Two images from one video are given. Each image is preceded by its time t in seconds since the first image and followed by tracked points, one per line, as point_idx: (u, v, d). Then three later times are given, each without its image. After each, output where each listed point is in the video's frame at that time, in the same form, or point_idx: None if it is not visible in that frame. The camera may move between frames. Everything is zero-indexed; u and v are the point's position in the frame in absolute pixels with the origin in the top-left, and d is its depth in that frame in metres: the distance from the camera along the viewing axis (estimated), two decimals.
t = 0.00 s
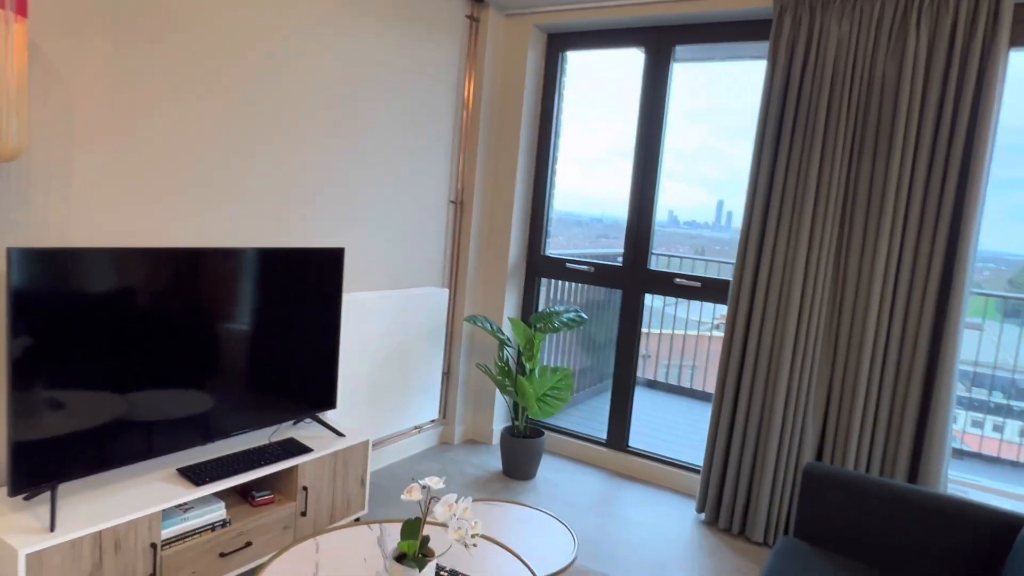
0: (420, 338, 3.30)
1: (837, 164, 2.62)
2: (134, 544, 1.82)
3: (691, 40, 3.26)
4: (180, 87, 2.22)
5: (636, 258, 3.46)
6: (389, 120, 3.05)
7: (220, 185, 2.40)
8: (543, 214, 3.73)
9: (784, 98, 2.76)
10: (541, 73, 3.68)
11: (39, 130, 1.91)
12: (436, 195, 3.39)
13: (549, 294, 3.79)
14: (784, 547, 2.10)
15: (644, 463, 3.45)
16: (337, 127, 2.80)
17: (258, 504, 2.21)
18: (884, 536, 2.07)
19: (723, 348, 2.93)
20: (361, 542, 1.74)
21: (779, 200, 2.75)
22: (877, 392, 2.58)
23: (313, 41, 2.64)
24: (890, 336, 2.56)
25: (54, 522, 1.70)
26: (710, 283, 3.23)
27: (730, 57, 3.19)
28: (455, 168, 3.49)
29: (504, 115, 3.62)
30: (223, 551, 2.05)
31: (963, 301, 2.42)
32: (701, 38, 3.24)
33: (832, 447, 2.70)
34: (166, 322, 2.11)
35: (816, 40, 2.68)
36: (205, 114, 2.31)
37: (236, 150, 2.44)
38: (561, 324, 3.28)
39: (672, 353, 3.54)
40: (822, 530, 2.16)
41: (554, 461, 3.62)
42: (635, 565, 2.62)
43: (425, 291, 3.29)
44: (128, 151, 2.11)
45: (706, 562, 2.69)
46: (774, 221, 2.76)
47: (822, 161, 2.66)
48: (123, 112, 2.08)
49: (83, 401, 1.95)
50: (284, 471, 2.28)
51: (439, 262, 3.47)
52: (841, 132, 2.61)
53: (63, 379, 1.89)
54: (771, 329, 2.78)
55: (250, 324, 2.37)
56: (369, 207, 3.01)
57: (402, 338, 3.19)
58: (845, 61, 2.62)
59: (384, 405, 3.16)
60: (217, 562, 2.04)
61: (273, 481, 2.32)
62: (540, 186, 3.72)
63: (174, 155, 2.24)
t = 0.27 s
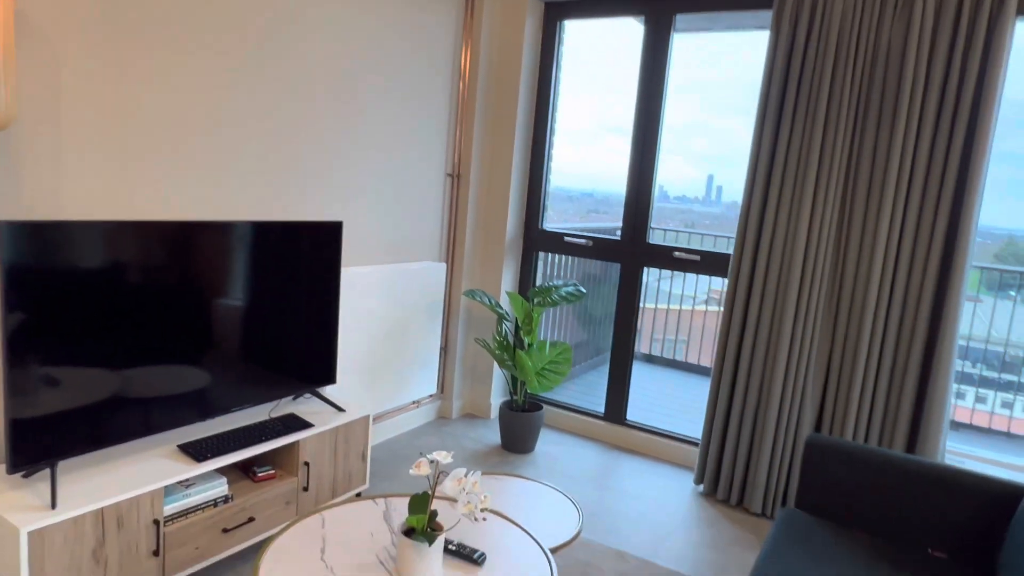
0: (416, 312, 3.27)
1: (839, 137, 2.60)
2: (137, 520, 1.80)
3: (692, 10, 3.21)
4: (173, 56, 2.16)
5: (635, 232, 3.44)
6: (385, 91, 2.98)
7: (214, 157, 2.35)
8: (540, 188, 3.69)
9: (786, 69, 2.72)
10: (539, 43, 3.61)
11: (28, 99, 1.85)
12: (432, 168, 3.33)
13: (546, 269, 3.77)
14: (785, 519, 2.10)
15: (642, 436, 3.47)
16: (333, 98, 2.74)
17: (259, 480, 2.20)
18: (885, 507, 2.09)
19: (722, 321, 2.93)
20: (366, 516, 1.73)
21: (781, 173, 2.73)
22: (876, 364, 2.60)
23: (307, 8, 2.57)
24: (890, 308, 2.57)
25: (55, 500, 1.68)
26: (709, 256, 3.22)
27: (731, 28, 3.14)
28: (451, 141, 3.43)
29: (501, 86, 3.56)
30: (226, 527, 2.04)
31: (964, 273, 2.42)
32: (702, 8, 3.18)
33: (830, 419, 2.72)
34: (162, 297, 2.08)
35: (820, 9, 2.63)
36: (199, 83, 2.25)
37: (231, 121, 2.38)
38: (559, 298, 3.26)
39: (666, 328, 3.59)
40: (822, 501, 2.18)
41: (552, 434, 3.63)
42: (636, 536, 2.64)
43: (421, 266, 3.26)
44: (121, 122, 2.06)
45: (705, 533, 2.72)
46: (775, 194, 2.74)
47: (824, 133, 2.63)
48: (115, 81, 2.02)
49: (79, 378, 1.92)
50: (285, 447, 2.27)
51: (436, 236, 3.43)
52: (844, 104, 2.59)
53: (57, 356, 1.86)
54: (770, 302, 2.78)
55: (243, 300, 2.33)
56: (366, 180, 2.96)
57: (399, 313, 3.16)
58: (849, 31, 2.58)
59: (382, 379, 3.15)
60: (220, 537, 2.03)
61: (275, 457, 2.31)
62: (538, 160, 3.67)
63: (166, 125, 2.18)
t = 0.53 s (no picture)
0: (416, 289, 3.25)
1: (845, 109, 2.57)
2: (142, 497, 1.79)
3: None
4: (167, 25, 2.11)
5: (636, 207, 3.42)
6: (383, 63, 2.93)
7: (212, 130, 2.30)
8: (540, 163, 3.65)
9: (792, 40, 2.67)
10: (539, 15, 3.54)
11: (20, 69, 1.80)
12: (431, 142, 3.29)
13: (546, 244, 3.74)
14: (789, 493, 2.12)
15: (642, 411, 3.48)
16: (331, 70, 2.69)
17: (263, 456, 2.19)
18: (888, 480, 2.10)
19: (725, 296, 2.93)
20: (373, 491, 1.72)
21: (785, 147, 2.70)
22: (878, 338, 2.60)
23: None
24: (894, 282, 2.57)
25: (59, 477, 1.67)
26: (712, 232, 3.20)
27: None
28: (451, 115, 3.39)
29: (501, 59, 3.50)
30: (231, 503, 2.04)
31: (969, 248, 2.42)
32: None
33: (831, 393, 2.74)
34: (161, 272, 2.05)
35: None
36: (195, 54, 2.20)
37: (228, 93, 2.33)
38: (561, 274, 3.25)
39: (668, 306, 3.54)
40: (826, 474, 2.18)
41: (552, 410, 3.64)
42: (638, 511, 2.66)
43: (421, 242, 3.23)
44: (116, 93, 2.01)
45: (706, 507, 2.73)
46: (780, 168, 2.72)
47: (830, 106, 2.61)
48: (110, 51, 1.97)
49: (78, 357, 1.89)
50: (288, 423, 2.26)
51: (436, 211, 3.40)
52: (850, 76, 2.55)
53: (56, 333, 1.83)
54: (774, 277, 2.77)
55: (240, 277, 2.29)
56: (365, 154, 2.92)
57: (398, 289, 3.14)
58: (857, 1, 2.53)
59: (382, 356, 3.14)
60: (225, 513, 2.03)
61: (278, 433, 2.30)
62: (538, 134, 3.62)
63: (162, 96, 2.13)
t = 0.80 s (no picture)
0: (417, 264, 3.23)
1: (854, 81, 2.53)
2: (146, 472, 1.79)
3: None
4: None
5: (639, 181, 3.39)
6: (382, 33, 2.87)
7: (209, 101, 2.26)
8: (542, 136, 3.60)
9: (800, 11, 2.62)
10: None
11: (12, 36, 1.76)
12: (432, 114, 3.24)
13: (548, 219, 3.71)
14: (793, 467, 2.12)
15: (644, 386, 3.48)
16: (329, 40, 2.64)
17: (267, 431, 2.19)
18: (891, 455, 2.11)
19: (728, 271, 2.91)
20: (378, 466, 1.72)
21: (792, 120, 2.67)
22: (883, 313, 2.60)
23: None
24: (899, 257, 2.56)
25: (63, 452, 1.66)
26: (716, 206, 3.18)
27: None
28: (452, 87, 3.33)
29: (502, 30, 3.44)
30: (235, 477, 2.04)
31: (977, 222, 2.41)
32: None
33: (834, 368, 2.74)
34: (161, 246, 2.03)
35: None
36: (190, 22, 2.15)
37: (224, 63, 2.28)
38: (563, 249, 3.22)
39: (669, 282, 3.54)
40: (829, 449, 2.19)
41: (554, 385, 3.64)
42: (640, 485, 2.67)
43: (422, 216, 3.20)
44: (111, 62, 1.97)
45: (707, 481, 2.75)
46: (786, 141, 2.69)
47: (839, 78, 2.57)
48: (103, 18, 1.93)
49: (77, 332, 1.87)
50: (291, 398, 2.25)
51: (437, 185, 3.36)
52: (859, 47, 2.51)
53: (55, 307, 1.81)
54: (778, 252, 2.76)
55: (239, 252, 2.27)
56: (365, 126, 2.88)
57: (399, 264, 3.11)
58: None
59: (383, 331, 3.12)
60: (229, 488, 2.03)
61: (281, 408, 2.29)
62: (540, 107, 3.57)
63: (157, 65, 2.09)
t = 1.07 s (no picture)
0: (420, 233, 3.19)
1: (869, 46, 2.47)
2: (152, 439, 1.78)
3: None
4: None
5: (646, 149, 3.33)
6: None
7: (206, 64, 2.22)
8: (547, 103, 3.54)
9: None
10: None
11: None
12: (435, 80, 3.18)
13: (553, 187, 3.67)
14: (799, 437, 2.12)
15: (648, 356, 3.47)
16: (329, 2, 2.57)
17: (272, 399, 2.18)
18: (898, 425, 2.09)
19: (736, 241, 2.88)
20: (385, 434, 1.71)
21: (804, 86, 2.61)
22: (892, 283, 2.58)
23: None
24: (910, 226, 2.53)
25: (69, 419, 1.65)
26: (723, 174, 3.14)
27: None
28: (455, 52, 3.26)
29: None
30: (241, 445, 2.03)
31: (990, 191, 2.38)
32: None
33: (841, 337, 2.73)
34: (161, 212, 1.99)
35: None
36: None
37: (221, 24, 2.24)
38: (568, 218, 3.18)
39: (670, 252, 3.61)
40: (835, 419, 2.18)
41: (557, 355, 3.63)
42: (645, 454, 2.67)
43: (424, 184, 3.16)
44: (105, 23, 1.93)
45: (712, 450, 2.75)
46: (798, 108, 2.63)
47: (854, 43, 2.50)
48: None
49: (79, 298, 1.85)
50: (295, 366, 2.24)
51: (440, 152, 3.31)
52: (876, 11, 2.45)
53: (55, 272, 1.78)
54: (787, 221, 2.72)
55: (240, 220, 2.23)
56: (367, 91, 2.82)
57: (402, 233, 3.08)
58: None
59: (386, 300, 3.11)
60: (235, 455, 2.02)
61: (285, 376, 2.28)
62: (545, 73, 3.50)
63: (151, 26, 2.04)
